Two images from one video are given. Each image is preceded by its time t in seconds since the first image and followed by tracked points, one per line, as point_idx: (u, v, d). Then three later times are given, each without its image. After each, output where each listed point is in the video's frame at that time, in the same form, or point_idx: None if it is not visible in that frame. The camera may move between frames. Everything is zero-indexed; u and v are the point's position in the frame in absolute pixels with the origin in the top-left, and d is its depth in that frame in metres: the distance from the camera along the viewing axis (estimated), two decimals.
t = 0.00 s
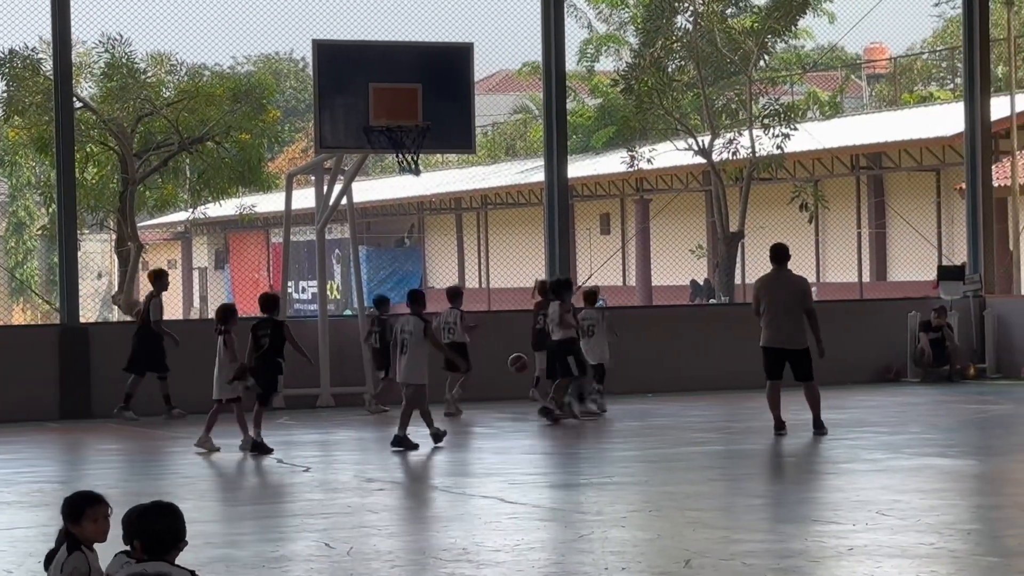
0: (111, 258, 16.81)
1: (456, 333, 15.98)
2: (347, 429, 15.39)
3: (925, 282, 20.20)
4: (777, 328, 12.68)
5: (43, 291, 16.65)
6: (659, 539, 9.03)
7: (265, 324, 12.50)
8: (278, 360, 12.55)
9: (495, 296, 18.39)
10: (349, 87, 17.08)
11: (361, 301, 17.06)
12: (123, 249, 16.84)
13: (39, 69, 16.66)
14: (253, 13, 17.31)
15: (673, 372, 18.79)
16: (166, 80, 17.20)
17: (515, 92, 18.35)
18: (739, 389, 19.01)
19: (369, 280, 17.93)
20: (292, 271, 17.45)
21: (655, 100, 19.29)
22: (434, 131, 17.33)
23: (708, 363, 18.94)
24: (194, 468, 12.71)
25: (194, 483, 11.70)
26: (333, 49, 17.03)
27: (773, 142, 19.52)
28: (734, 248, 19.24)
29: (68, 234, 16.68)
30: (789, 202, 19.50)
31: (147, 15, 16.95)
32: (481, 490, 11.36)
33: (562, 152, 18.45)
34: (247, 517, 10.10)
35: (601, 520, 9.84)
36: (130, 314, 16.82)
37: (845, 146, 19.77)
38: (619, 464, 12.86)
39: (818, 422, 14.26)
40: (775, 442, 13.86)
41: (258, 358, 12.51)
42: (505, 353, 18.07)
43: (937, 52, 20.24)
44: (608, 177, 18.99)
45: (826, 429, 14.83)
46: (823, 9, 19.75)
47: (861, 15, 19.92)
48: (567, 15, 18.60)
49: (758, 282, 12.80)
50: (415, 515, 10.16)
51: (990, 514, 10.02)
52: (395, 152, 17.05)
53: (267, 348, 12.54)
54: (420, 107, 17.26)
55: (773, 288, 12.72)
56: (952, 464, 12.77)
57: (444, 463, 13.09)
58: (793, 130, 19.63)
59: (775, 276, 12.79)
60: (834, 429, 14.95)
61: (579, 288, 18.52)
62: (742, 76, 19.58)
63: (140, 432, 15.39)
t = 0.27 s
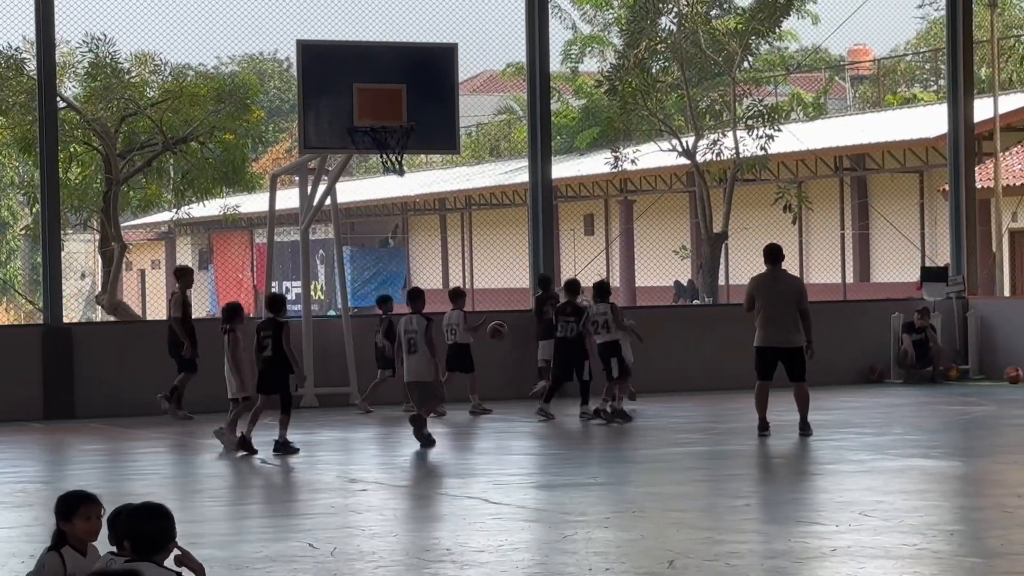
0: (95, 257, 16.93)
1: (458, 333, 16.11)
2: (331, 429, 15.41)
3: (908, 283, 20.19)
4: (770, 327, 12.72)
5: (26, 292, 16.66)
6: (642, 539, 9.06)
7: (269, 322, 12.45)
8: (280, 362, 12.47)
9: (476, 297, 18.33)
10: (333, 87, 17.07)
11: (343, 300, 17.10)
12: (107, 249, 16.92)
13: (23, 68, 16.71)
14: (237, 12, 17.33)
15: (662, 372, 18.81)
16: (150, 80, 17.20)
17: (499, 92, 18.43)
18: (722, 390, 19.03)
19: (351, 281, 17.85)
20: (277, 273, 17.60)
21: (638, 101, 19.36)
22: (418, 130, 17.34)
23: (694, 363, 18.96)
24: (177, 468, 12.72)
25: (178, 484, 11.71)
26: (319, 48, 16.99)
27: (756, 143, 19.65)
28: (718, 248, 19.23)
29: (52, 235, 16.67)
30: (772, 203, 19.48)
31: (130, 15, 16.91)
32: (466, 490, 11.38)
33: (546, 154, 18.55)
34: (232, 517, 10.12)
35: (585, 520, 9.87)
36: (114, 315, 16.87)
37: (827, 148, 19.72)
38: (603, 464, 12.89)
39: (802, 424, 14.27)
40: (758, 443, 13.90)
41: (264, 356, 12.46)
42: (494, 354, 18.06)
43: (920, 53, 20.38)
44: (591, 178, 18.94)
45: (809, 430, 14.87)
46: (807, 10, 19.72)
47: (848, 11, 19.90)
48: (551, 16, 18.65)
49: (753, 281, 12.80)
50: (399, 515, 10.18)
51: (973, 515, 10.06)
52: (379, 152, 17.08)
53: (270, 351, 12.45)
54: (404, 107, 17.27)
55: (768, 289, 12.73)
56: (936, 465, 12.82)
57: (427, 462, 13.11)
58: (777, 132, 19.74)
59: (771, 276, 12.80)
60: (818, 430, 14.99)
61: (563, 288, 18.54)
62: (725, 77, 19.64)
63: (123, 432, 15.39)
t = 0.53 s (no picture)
0: (83, 257, 16.82)
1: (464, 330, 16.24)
2: (320, 429, 15.41)
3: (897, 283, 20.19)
4: (762, 327, 12.72)
5: (14, 291, 16.64)
6: (631, 539, 9.07)
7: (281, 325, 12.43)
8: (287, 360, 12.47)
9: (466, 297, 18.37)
10: (323, 87, 17.05)
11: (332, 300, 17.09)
12: (97, 249, 16.85)
13: (13, 68, 16.61)
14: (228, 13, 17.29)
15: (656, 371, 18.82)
16: (139, 79, 17.16)
17: (489, 92, 18.40)
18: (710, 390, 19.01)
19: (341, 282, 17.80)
20: (265, 273, 17.45)
21: (627, 101, 19.37)
22: (408, 130, 17.33)
23: (686, 363, 18.96)
24: (166, 468, 12.71)
25: (167, 484, 11.71)
26: (309, 49, 16.97)
27: (746, 144, 19.63)
28: (707, 249, 19.22)
29: (41, 233, 16.61)
30: (762, 203, 19.54)
31: (120, 14, 16.89)
32: (455, 490, 11.39)
33: (535, 160, 18.49)
34: (221, 517, 10.11)
35: (574, 520, 9.87)
36: (102, 314, 16.83)
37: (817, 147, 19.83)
38: (592, 464, 12.90)
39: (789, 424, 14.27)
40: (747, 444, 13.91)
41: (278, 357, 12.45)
42: (490, 353, 18.03)
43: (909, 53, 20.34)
44: (581, 178, 18.93)
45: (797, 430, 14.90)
46: (797, 10, 19.77)
47: (837, 11, 19.92)
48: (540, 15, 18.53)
49: (750, 280, 12.75)
50: (389, 515, 10.18)
51: (961, 515, 10.08)
52: (369, 152, 17.07)
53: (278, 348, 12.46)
54: (394, 107, 17.25)
55: (767, 288, 12.70)
56: (924, 465, 12.84)
57: (417, 463, 13.12)
58: (766, 133, 19.74)
59: (766, 275, 12.78)
60: (807, 430, 15.00)
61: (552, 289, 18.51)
62: (714, 78, 19.63)
63: (111, 433, 15.38)
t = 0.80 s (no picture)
0: (72, 256, 16.81)
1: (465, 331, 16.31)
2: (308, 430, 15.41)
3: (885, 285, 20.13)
4: (747, 328, 12.73)
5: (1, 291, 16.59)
6: (619, 539, 9.08)
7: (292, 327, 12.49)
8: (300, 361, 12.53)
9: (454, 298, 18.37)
10: (311, 86, 17.03)
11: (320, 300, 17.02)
12: (85, 249, 16.85)
13: None
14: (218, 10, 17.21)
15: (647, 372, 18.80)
16: (127, 79, 17.14)
17: (478, 92, 18.37)
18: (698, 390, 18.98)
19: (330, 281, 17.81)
20: (253, 273, 17.50)
21: (616, 101, 19.44)
22: (396, 130, 17.35)
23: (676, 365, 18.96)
24: (154, 467, 12.71)
25: (156, 483, 11.71)
26: (297, 49, 16.95)
27: (734, 144, 19.69)
28: (695, 249, 19.21)
29: (28, 233, 16.57)
30: (750, 204, 19.60)
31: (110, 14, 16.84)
32: (443, 490, 11.40)
33: (523, 156, 18.44)
34: (210, 517, 10.11)
35: (562, 521, 9.88)
36: (90, 314, 16.88)
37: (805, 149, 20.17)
38: (580, 465, 12.91)
39: (778, 423, 14.26)
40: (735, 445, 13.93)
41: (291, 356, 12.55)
42: (486, 354, 18.05)
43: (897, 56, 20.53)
44: (569, 178, 18.98)
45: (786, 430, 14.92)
46: (784, 10, 19.65)
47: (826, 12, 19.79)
48: (529, 16, 18.51)
49: (738, 278, 12.78)
50: (378, 515, 10.19)
51: (950, 516, 10.08)
52: (357, 153, 17.06)
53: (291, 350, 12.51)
54: (382, 107, 17.26)
55: (756, 286, 12.75)
56: (913, 466, 12.85)
57: (405, 463, 13.13)
58: (755, 133, 19.84)
59: (756, 275, 12.82)
60: (795, 431, 15.01)
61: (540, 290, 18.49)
62: (703, 78, 19.69)
63: (100, 432, 15.37)
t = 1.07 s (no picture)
0: (59, 256, 16.79)
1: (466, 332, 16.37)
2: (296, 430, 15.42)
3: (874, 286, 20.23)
4: (729, 329, 12.75)
5: None
6: (606, 540, 9.09)
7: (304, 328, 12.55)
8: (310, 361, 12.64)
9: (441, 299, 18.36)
10: (300, 87, 17.02)
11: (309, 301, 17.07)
12: (73, 248, 16.82)
13: None
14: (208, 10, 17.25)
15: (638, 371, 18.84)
16: (115, 79, 17.09)
17: (467, 92, 18.38)
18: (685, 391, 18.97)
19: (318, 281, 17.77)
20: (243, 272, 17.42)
21: (604, 102, 19.44)
22: (384, 130, 17.35)
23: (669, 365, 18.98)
24: (141, 467, 12.70)
25: (144, 483, 11.70)
26: (286, 48, 16.94)
27: (723, 145, 19.72)
28: (683, 249, 19.24)
29: (16, 232, 16.54)
30: (738, 204, 19.61)
31: (98, 13, 16.82)
32: (432, 491, 11.40)
33: (512, 155, 18.46)
34: (198, 517, 10.10)
35: (550, 521, 9.89)
36: (78, 313, 16.86)
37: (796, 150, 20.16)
38: (568, 465, 12.93)
39: (765, 424, 14.28)
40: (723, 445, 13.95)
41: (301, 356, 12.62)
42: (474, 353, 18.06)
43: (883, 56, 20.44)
44: (557, 179, 18.91)
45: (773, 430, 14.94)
46: (773, 11, 19.69)
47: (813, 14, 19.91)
48: (517, 16, 18.51)
49: (718, 280, 12.80)
50: (366, 515, 10.19)
51: (937, 517, 10.10)
52: (346, 152, 17.07)
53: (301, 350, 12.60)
54: (371, 107, 17.26)
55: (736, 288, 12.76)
56: (901, 467, 12.87)
57: (393, 463, 13.14)
58: (743, 134, 19.82)
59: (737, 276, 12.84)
60: (783, 431, 15.02)
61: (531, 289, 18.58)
62: (692, 78, 19.76)
63: (87, 432, 15.36)
